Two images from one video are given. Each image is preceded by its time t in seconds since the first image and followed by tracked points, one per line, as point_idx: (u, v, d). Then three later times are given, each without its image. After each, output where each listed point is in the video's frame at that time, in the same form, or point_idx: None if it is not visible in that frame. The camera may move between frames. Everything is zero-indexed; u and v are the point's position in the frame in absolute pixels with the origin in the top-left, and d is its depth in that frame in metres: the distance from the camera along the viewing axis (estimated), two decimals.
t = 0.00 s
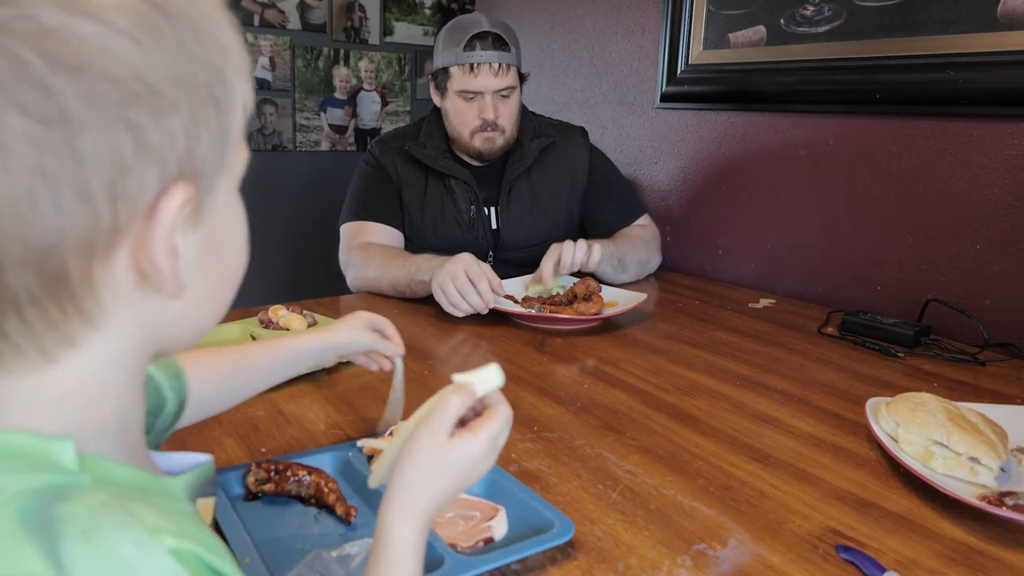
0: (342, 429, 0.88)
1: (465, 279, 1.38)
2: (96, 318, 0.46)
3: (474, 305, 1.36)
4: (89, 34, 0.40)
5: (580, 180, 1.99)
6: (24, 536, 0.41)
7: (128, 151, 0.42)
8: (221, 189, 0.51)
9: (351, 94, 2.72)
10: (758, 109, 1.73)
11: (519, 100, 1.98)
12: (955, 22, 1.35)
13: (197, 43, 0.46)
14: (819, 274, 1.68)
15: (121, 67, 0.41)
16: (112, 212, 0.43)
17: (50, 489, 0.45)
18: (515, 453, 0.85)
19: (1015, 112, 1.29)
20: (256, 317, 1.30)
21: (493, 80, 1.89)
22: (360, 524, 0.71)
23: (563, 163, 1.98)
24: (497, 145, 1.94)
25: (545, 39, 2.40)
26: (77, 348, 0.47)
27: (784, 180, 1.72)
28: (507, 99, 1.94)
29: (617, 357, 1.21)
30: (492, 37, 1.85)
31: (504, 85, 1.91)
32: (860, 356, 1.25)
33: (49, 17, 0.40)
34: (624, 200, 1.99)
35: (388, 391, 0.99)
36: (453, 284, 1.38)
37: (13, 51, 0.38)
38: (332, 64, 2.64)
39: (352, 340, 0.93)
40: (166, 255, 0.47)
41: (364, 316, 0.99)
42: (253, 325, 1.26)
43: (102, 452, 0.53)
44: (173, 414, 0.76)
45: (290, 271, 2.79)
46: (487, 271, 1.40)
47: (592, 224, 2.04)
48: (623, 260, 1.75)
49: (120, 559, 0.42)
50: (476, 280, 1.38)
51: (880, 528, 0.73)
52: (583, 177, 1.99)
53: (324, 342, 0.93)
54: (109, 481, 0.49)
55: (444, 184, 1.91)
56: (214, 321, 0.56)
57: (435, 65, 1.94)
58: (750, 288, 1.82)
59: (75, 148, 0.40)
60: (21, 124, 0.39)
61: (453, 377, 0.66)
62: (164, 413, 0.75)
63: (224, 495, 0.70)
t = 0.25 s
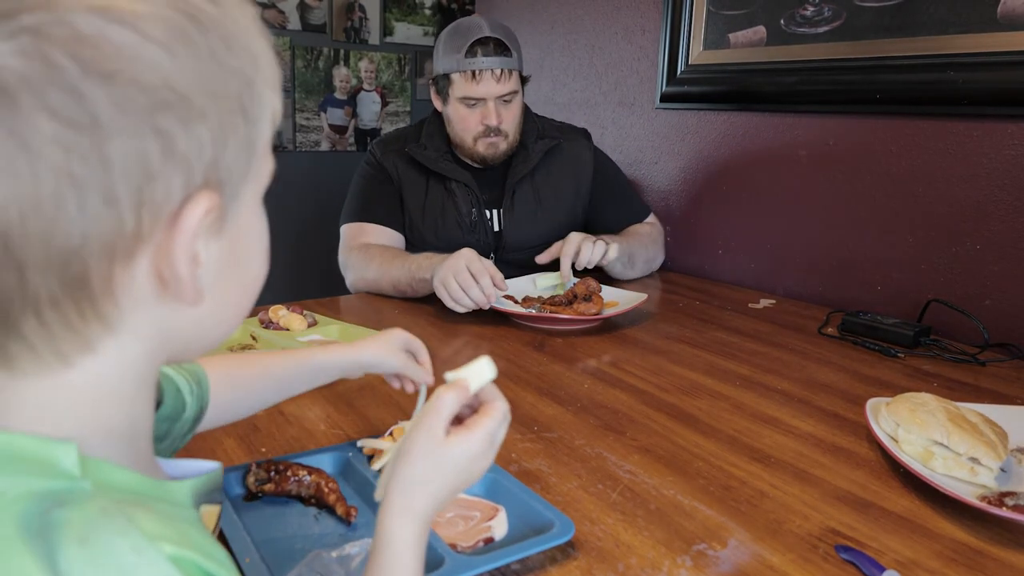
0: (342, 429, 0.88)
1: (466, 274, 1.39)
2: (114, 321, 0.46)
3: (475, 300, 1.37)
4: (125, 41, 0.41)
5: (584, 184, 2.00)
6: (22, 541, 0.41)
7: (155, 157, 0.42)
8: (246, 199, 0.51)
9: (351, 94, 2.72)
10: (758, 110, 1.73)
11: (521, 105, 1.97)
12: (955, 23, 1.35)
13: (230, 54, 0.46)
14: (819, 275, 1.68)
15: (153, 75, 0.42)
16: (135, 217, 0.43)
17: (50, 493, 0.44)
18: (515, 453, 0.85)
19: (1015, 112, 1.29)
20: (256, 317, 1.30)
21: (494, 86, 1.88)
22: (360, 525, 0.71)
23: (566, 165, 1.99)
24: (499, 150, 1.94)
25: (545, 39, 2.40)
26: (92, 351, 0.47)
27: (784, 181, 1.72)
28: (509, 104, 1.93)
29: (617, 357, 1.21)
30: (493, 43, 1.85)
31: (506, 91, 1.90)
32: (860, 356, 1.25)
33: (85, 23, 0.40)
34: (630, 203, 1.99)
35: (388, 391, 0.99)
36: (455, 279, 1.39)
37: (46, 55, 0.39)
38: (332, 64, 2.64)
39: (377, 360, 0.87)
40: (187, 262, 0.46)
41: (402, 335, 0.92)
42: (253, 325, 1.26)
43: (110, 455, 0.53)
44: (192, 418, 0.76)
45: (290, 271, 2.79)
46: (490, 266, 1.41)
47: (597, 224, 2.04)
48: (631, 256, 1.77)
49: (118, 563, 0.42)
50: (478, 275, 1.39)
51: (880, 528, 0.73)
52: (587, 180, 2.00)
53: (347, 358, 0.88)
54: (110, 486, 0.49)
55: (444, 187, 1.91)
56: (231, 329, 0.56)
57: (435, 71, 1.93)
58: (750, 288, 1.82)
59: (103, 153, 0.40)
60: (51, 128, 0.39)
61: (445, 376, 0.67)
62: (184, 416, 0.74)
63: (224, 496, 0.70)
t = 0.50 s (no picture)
0: (342, 429, 0.88)
1: (464, 271, 1.39)
2: (118, 330, 0.46)
3: (474, 297, 1.37)
4: (138, 51, 0.41)
5: (584, 183, 2.00)
6: (21, 544, 0.41)
7: (164, 168, 0.42)
8: (254, 211, 0.51)
9: (351, 93, 2.71)
10: (758, 109, 1.73)
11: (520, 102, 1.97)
12: (955, 22, 1.35)
13: (244, 66, 0.46)
14: (820, 275, 1.68)
15: (165, 84, 0.42)
16: (140, 227, 0.43)
17: (52, 496, 0.44)
18: (515, 453, 0.85)
19: (1015, 111, 1.29)
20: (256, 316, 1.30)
21: (493, 84, 1.88)
22: (360, 524, 0.71)
23: (565, 164, 1.98)
24: (499, 147, 1.94)
25: (545, 38, 2.40)
26: (95, 357, 0.47)
27: (785, 180, 1.72)
28: (508, 103, 1.93)
29: (617, 356, 1.20)
30: (493, 41, 1.84)
31: (504, 89, 1.90)
32: (861, 356, 1.25)
33: (98, 32, 0.40)
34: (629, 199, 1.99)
35: (387, 390, 0.99)
36: (453, 277, 1.39)
37: (59, 63, 0.39)
38: (332, 64, 2.64)
39: (387, 362, 0.86)
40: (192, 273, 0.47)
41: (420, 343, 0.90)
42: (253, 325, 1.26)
43: (112, 459, 0.53)
44: (196, 416, 0.76)
45: (290, 270, 2.79)
46: (487, 263, 1.41)
47: (596, 221, 2.04)
48: (623, 258, 1.76)
49: (117, 568, 0.42)
50: (476, 272, 1.39)
51: (880, 528, 0.73)
52: (587, 176, 1.99)
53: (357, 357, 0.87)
54: (111, 489, 0.48)
55: (444, 185, 1.91)
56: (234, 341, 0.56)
57: (435, 69, 1.94)
58: (750, 288, 1.82)
59: (112, 163, 0.40)
60: (61, 136, 0.39)
61: (444, 375, 0.67)
62: (187, 414, 0.74)
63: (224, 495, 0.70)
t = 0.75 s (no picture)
0: (342, 429, 0.88)
1: (460, 269, 1.39)
2: (121, 334, 0.46)
3: (472, 296, 1.37)
4: (153, 56, 0.41)
5: (577, 177, 1.99)
6: (21, 543, 0.41)
7: (172, 173, 0.42)
8: (260, 218, 0.52)
9: (351, 93, 2.71)
10: (758, 109, 1.73)
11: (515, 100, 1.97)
12: (954, 22, 1.35)
13: (257, 74, 0.47)
14: (819, 275, 1.68)
15: (178, 90, 0.42)
16: (146, 232, 0.43)
17: (53, 496, 0.44)
18: (515, 453, 0.85)
19: (1015, 111, 1.29)
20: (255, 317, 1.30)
21: (486, 82, 1.88)
22: (360, 524, 0.71)
23: (560, 162, 1.98)
24: (492, 145, 1.94)
25: (545, 38, 2.40)
26: (97, 360, 0.47)
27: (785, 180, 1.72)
28: (502, 100, 1.93)
29: (616, 356, 1.20)
30: (485, 38, 1.83)
31: (497, 87, 1.90)
32: (860, 356, 1.25)
33: (113, 34, 0.40)
34: (623, 197, 1.99)
35: (387, 390, 0.99)
36: (450, 275, 1.39)
37: (73, 65, 0.39)
38: (332, 64, 2.64)
39: (399, 366, 0.82)
40: (196, 279, 0.47)
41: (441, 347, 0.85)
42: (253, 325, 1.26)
43: (112, 458, 0.53)
44: (207, 413, 0.78)
45: (290, 270, 2.79)
46: (486, 262, 1.41)
47: (592, 221, 2.03)
48: (612, 254, 1.75)
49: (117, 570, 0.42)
50: (473, 270, 1.39)
51: (880, 528, 0.73)
52: (582, 173, 1.99)
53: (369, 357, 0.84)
54: (112, 489, 0.48)
55: (444, 184, 1.91)
56: (236, 347, 0.56)
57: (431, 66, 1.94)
58: (750, 288, 1.82)
59: (122, 167, 0.40)
60: (72, 139, 0.39)
61: (440, 373, 0.67)
62: (197, 409, 0.76)
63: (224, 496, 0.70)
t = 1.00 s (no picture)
0: (342, 429, 0.88)
1: (460, 268, 1.39)
2: (124, 339, 0.46)
3: (470, 295, 1.37)
4: (162, 62, 0.41)
5: (577, 177, 1.99)
6: (23, 542, 0.41)
7: (179, 180, 0.42)
8: (265, 225, 0.52)
9: (351, 93, 2.71)
10: (757, 109, 1.73)
11: (512, 102, 1.97)
12: (954, 22, 1.35)
13: (266, 81, 0.47)
14: (820, 275, 1.68)
15: (187, 96, 0.42)
16: (151, 238, 0.43)
17: (56, 494, 0.44)
18: (515, 453, 0.85)
19: (1015, 111, 1.29)
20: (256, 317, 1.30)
21: (481, 84, 1.88)
22: (360, 524, 0.71)
23: (560, 162, 1.98)
24: (489, 147, 1.95)
25: (545, 39, 2.40)
26: (100, 364, 0.47)
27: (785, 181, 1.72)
28: (499, 101, 1.93)
29: (616, 356, 1.20)
30: (480, 40, 1.84)
31: (493, 89, 1.90)
32: (860, 356, 1.25)
33: (123, 40, 0.40)
34: (621, 198, 1.99)
35: (387, 390, 0.99)
36: (449, 274, 1.39)
37: (82, 70, 0.38)
38: (332, 64, 2.64)
39: (396, 366, 0.81)
40: (200, 285, 0.47)
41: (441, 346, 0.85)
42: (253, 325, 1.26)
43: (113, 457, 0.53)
44: (201, 409, 0.78)
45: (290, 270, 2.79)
46: (485, 261, 1.40)
47: (590, 224, 2.03)
48: (607, 259, 1.75)
49: (119, 569, 0.42)
50: (472, 269, 1.39)
51: (880, 528, 0.73)
52: (581, 173, 1.99)
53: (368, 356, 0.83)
54: (113, 488, 0.48)
55: (443, 184, 1.91)
56: (238, 351, 0.56)
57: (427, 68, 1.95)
58: (750, 288, 1.82)
59: (130, 172, 0.40)
60: (80, 145, 0.39)
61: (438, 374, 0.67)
62: (190, 406, 0.76)
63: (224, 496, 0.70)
